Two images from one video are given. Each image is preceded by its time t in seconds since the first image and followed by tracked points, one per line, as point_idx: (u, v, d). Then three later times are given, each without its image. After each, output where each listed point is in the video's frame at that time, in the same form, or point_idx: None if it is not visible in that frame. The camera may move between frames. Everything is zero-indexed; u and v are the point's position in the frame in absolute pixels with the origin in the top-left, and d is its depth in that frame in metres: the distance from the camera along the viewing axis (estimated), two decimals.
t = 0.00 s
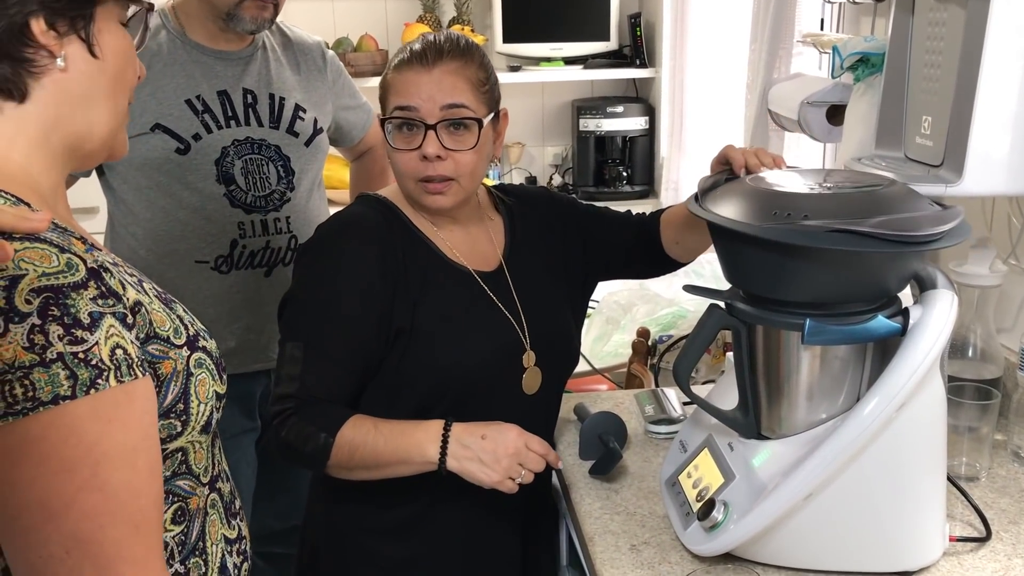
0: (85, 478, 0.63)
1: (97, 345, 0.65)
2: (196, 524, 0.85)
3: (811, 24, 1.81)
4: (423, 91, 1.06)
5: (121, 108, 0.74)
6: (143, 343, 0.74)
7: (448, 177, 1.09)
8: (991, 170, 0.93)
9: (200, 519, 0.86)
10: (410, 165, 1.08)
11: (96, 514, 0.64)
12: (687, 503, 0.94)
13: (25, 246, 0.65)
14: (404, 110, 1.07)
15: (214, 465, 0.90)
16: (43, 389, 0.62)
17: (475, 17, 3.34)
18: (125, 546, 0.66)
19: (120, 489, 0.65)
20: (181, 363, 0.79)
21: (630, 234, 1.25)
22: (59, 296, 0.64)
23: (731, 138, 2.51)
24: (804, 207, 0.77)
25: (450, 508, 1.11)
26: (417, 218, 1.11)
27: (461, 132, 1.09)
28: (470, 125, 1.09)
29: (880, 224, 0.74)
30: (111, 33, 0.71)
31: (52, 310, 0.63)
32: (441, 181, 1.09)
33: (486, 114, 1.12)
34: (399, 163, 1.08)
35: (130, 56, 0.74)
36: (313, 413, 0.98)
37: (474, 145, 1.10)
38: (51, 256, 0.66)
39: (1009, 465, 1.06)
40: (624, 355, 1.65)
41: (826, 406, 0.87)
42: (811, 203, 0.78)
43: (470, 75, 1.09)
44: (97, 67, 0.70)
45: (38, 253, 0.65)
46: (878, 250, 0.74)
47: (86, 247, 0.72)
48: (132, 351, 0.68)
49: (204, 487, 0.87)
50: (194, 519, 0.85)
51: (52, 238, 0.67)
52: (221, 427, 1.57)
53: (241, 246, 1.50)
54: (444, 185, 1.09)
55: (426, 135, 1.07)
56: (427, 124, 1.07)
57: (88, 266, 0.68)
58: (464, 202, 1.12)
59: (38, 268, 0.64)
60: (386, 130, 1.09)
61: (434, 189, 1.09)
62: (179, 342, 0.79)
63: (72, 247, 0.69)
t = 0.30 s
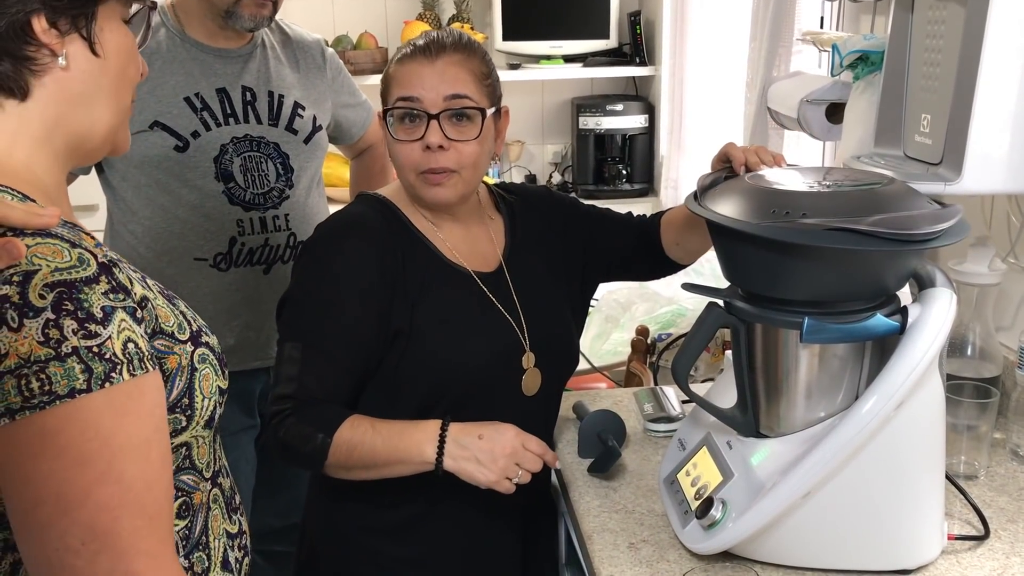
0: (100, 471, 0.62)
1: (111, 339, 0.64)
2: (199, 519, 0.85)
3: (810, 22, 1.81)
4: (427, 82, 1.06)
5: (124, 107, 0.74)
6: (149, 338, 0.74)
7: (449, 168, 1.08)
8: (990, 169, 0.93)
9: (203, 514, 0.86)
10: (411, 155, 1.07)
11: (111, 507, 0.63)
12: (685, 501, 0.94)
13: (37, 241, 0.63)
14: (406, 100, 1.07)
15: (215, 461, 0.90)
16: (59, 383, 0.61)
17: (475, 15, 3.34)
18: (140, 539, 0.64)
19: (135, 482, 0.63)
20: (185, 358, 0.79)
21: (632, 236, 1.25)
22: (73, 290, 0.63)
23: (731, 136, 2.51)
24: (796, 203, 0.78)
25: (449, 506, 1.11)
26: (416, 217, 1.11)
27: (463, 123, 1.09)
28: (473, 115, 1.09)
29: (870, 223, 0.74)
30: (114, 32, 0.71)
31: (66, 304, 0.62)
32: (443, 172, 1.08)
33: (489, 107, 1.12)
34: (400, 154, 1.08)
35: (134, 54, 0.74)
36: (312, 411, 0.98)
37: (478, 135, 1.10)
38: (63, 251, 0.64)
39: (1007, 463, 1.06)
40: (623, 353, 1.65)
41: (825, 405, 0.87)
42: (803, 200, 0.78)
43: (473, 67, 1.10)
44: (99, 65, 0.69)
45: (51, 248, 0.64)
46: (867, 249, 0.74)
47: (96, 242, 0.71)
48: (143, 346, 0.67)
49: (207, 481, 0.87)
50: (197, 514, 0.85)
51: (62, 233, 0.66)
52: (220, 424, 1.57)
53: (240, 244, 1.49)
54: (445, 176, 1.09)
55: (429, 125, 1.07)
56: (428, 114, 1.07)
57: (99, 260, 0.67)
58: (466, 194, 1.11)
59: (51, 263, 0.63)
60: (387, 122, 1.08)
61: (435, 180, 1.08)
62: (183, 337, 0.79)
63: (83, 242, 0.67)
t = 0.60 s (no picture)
0: (99, 471, 0.61)
1: (110, 339, 0.64)
2: (196, 517, 0.85)
3: (808, 21, 1.81)
4: (425, 69, 1.07)
5: (120, 103, 0.72)
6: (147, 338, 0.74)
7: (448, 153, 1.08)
8: (986, 167, 0.93)
9: (200, 513, 0.86)
10: (409, 138, 1.07)
11: (111, 506, 0.62)
12: (681, 500, 0.94)
13: (36, 242, 0.63)
14: (404, 86, 1.07)
15: (211, 460, 0.90)
16: (59, 383, 0.60)
17: (472, 13, 3.33)
18: (139, 539, 0.64)
19: (134, 481, 0.63)
20: (183, 357, 0.78)
21: (630, 238, 1.25)
22: (72, 291, 0.63)
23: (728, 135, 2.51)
24: (785, 200, 0.78)
25: (445, 504, 1.11)
26: (411, 216, 1.10)
27: (462, 108, 1.09)
28: (471, 100, 1.09)
29: (857, 221, 0.75)
30: (103, 26, 0.69)
31: (66, 305, 0.62)
32: (442, 157, 1.08)
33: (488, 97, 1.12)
34: (399, 139, 1.07)
35: (130, 49, 0.72)
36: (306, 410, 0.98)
37: (477, 118, 1.10)
38: (62, 251, 0.64)
39: (1003, 462, 1.06)
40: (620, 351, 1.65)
41: (820, 404, 0.87)
42: (792, 197, 0.78)
43: (471, 57, 1.11)
44: (87, 62, 0.68)
45: (50, 248, 0.63)
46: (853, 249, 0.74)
47: (95, 242, 0.71)
48: (142, 346, 0.67)
49: (203, 480, 0.87)
50: (194, 512, 0.85)
51: (61, 233, 0.66)
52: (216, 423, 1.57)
53: (236, 242, 1.49)
54: (443, 161, 1.08)
55: (427, 109, 1.07)
56: (427, 97, 1.07)
57: (98, 261, 0.67)
58: (465, 179, 1.10)
59: (50, 264, 0.63)
60: (385, 109, 1.09)
61: (433, 164, 1.08)
62: (180, 336, 0.79)
63: (81, 242, 0.67)
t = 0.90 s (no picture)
0: (93, 471, 0.61)
1: (108, 340, 0.64)
2: (193, 516, 0.85)
3: (806, 19, 1.81)
4: (423, 79, 1.06)
5: (122, 100, 0.72)
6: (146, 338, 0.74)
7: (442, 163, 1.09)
8: (982, 166, 0.93)
9: (197, 511, 0.86)
10: (403, 148, 1.07)
11: (105, 507, 0.62)
12: (677, 498, 0.94)
13: (36, 241, 0.63)
14: (401, 95, 1.07)
15: (209, 459, 0.90)
16: (56, 383, 0.60)
17: (470, 10, 3.33)
18: (131, 540, 0.64)
19: (128, 482, 0.63)
20: (182, 358, 0.78)
21: (628, 239, 1.25)
22: (72, 290, 0.62)
23: (726, 133, 2.51)
24: (767, 197, 0.79)
25: (441, 502, 1.11)
26: (409, 216, 1.11)
27: (458, 118, 1.09)
28: (467, 111, 1.09)
29: (832, 218, 0.74)
30: (104, 23, 0.69)
31: (65, 304, 0.62)
32: (439, 166, 1.09)
33: (484, 103, 1.11)
34: (394, 148, 1.08)
35: (132, 47, 0.72)
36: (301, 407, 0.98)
37: (473, 129, 1.10)
38: (62, 250, 0.64)
39: (999, 460, 1.06)
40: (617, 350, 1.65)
41: (816, 401, 0.87)
42: (774, 194, 0.79)
43: (469, 64, 1.09)
44: (87, 59, 0.68)
45: (49, 247, 0.63)
46: (827, 245, 0.74)
47: (95, 242, 0.71)
48: (140, 347, 0.67)
49: (200, 479, 0.87)
50: (191, 511, 0.85)
51: (62, 233, 0.66)
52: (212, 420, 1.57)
53: (231, 237, 1.49)
54: (436, 171, 1.09)
55: (423, 122, 1.07)
56: (423, 110, 1.07)
57: (98, 261, 0.66)
58: (459, 189, 1.11)
59: (50, 263, 0.62)
60: (382, 115, 1.09)
61: (426, 174, 1.09)
62: (179, 337, 0.79)
63: (82, 242, 0.67)
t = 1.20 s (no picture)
0: (94, 466, 0.61)
1: (109, 335, 0.64)
2: (195, 512, 0.85)
3: (808, 18, 1.80)
4: (417, 75, 1.06)
5: (121, 95, 0.71)
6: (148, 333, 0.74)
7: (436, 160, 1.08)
8: (984, 165, 0.93)
9: (198, 507, 0.86)
10: (397, 144, 1.07)
11: (105, 503, 0.62)
12: (676, 497, 0.94)
13: (37, 236, 0.63)
14: (395, 90, 1.07)
15: (212, 454, 0.90)
16: (56, 378, 0.60)
17: (472, 8, 3.33)
18: (131, 536, 0.64)
19: (129, 477, 0.63)
20: (184, 353, 0.78)
21: (628, 238, 1.25)
22: (73, 286, 0.62)
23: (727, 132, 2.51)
24: (765, 196, 0.79)
25: (441, 500, 1.11)
26: (407, 214, 1.10)
27: (451, 116, 1.08)
28: (460, 109, 1.08)
29: (831, 218, 0.74)
30: (102, 18, 0.67)
31: (65, 300, 0.62)
32: (428, 165, 1.08)
33: (480, 102, 1.11)
34: (388, 144, 1.08)
35: (132, 42, 0.71)
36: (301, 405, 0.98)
37: (464, 127, 1.09)
38: (63, 245, 0.64)
39: (999, 460, 1.06)
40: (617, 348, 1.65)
41: (817, 401, 0.87)
42: (773, 192, 0.79)
43: (465, 61, 1.09)
44: (84, 55, 0.66)
45: (51, 242, 0.63)
46: (826, 245, 0.74)
47: (97, 237, 0.71)
48: (141, 343, 0.67)
49: (201, 475, 0.87)
50: (193, 507, 0.85)
51: (63, 228, 0.66)
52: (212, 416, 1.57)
53: (229, 235, 1.49)
54: (430, 168, 1.08)
55: (415, 117, 1.07)
56: (416, 105, 1.06)
57: (99, 256, 0.66)
58: (454, 187, 1.11)
59: (51, 258, 0.62)
60: (377, 110, 1.09)
61: (419, 171, 1.08)
62: (181, 332, 0.79)
63: (83, 237, 0.67)
